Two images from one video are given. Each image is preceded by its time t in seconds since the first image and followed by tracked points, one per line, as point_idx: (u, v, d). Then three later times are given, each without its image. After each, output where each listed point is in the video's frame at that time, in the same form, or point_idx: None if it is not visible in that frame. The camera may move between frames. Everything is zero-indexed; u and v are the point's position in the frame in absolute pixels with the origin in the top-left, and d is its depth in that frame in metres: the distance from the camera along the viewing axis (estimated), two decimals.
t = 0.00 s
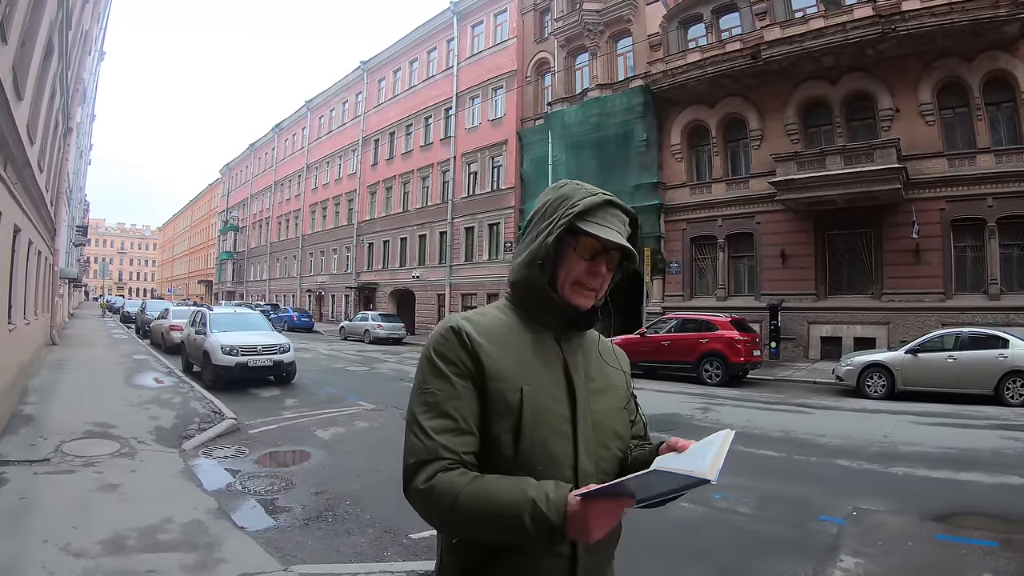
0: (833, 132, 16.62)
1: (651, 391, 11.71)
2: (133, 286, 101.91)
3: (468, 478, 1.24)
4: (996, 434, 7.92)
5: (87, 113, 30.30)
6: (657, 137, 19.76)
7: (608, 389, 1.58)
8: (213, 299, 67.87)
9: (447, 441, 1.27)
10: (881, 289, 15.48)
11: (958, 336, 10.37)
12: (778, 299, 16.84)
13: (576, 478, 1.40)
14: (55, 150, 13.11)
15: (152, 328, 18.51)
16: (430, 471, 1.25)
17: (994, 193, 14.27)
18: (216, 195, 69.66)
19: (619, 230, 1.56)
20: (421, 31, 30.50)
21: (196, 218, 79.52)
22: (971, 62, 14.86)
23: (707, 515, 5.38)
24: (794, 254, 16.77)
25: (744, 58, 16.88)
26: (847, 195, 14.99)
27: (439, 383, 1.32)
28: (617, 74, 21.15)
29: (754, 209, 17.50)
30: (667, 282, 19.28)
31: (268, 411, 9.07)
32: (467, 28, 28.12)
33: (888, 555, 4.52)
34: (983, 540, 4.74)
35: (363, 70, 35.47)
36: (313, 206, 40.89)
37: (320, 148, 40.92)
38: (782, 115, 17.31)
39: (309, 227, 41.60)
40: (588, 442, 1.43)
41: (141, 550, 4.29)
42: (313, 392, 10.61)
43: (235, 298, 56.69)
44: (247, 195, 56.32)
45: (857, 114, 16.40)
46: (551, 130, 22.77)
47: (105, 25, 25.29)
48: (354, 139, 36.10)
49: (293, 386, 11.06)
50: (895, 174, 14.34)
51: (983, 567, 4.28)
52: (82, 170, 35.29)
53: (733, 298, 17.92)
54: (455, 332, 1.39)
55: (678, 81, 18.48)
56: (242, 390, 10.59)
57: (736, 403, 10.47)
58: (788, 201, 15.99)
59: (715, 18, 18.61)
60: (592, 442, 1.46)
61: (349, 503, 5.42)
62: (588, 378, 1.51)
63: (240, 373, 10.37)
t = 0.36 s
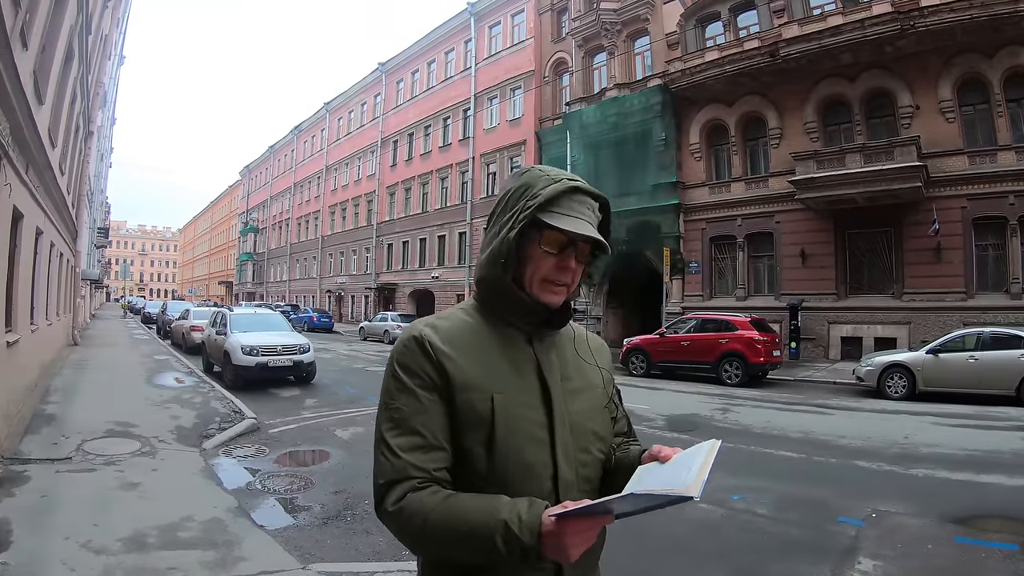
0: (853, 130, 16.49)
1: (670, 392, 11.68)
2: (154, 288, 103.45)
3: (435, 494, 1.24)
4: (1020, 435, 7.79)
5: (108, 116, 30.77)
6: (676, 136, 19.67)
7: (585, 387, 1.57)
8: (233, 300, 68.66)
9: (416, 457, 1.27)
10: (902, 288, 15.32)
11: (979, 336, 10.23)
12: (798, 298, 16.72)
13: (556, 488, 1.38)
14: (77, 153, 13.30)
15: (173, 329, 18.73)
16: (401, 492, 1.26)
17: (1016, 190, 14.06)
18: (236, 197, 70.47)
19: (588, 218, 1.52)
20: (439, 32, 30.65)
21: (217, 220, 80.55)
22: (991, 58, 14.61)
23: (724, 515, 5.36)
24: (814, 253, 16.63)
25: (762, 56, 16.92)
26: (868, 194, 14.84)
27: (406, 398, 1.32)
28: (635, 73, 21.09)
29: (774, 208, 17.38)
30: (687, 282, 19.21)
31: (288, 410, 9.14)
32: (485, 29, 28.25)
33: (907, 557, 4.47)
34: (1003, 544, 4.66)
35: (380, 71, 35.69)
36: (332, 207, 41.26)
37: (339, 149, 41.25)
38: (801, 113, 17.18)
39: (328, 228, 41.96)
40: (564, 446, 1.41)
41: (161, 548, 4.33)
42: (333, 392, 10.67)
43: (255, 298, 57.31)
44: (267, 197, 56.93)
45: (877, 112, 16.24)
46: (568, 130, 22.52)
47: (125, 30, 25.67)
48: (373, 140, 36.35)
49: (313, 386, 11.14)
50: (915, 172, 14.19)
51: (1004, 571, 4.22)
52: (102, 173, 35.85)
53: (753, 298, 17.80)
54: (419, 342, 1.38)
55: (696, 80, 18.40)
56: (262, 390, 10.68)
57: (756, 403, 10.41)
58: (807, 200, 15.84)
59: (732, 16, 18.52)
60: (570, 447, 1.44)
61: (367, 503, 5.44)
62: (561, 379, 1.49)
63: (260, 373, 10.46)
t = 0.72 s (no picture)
0: (869, 127, 16.35)
1: (685, 392, 11.64)
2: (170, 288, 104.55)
3: (396, 509, 1.27)
4: None
5: (124, 118, 31.12)
6: (691, 135, 19.63)
7: (561, 388, 1.55)
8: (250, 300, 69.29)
9: (379, 471, 1.31)
10: (918, 288, 15.17)
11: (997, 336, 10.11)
12: (814, 298, 16.63)
13: (530, 498, 1.38)
14: (93, 155, 13.42)
15: (189, 329, 18.91)
16: (365, 506, 1.29)
17: None
18: (251, 198, 71.12)
19: (546, 209, 1.50)
20: (452, 33, 30.80)
21: (233, 221, 81.38)
22: (1007, 54, 14.43)
23: (738, 516, 5.33)
24: (830, 252, 16.53)
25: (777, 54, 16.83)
26: (884, 192, 14.71)
27: (368, 412, 1.35)
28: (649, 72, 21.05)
29: (789, 207, 17.28)
30: (702, 282, 19.11)
31: (304, 410, 9.18)
32: (498, 29, 28.37)
33: (923, 559, 4.43)
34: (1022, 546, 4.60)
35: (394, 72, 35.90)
36: (347, 207, 41.57)
37: (354, 150, 41.52)
38: (815, 111, 17.08)
39: (343, 229, 42.24)
40: (536, 451, 1.41)
41: (177, 546, 4.36)
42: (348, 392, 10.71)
43: (271, 299, 57.79)
44: (282, 198, 57.46)
45: (893, 109, 16.10)
46: (583, 129, 22.67)
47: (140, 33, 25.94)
48: (388, 141, 36.60)
49: (328, 386, 11.19)
50: (931, 169, 14.05)
51: None
52: (119, 175, 36.27)
53: (769, 297, 17.71)
54: (382, 354, 1.40)
55: (711, 79, 18.32)
56: (277, 390, 10.74)
57: (771, 403, 10.36)
58: (823, 199, 15.72)
59: (746, 14, 18.44)
60: (544, 453, 1.44)
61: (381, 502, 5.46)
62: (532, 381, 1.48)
63: (276, 373, 10.52)
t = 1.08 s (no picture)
0: (882, 126, 16.23)
1: (698, 392, 11.61)
2: (183, 289, 105.58)
3: (387, 505, 1.31)
4: None
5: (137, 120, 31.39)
6: (704, 134, 19.56)
7: (563, 392, 1.52)
8: (263, 301, 69.74)
9: (374, 467, 1.35)
10: (933, 287, 15.04)
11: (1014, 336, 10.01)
12: (828, 297, 16.54)
13: (522, 504, 1.36)
14: (107, 157, 13.54)
15: (203, 329, 19.04)
16: (358, 500, 1.34)
17: None
18: (265, 199, 71.59)
19: (547, 210, 1.48)
20: (465, 33, 30.88)
21: (247, 222, 81.96)
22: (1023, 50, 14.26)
23: (749, 517, 5.31)
24: (844, 251, 16.42)
25: (790, 52, 16.73)
26: (899, 191, 14.59)
27: (366, 409, 1.39)
28: (661, 71, 21.01)
29: (803, 206, 17.18)
30: (715, 282, 19.04)
31: (318, 411, 9.22)
32: (511, 29, 28.41)
33: (938, 561, 4.39)
34: None
35: (407, 73, 36.04)
36: (360, 208, 41.76)
37: (368, 151, 41.71)
38: (829, 110, 16.99)
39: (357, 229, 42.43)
40: (532, 457, 1.39)
41: (191, 545, 4.40)
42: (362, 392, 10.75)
43: (285, 299, 58.16)
44: (296, 199, 57.78)
45: (906, 107, 15.97)
46: (596, 129, 22.69)
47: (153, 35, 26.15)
48: (401, 141, 36.77)
49: (342, 386, 11.24)
50: (945, 167, 13.93)
51: None
52: (133, 176, 36.61)
53: (783, 297, 17.62)
54: (382, 353, 1.44)
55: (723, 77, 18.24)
56: (291, 390, 10.80)
57: (785, 404, 10.31)
58: (837, 197, 15.63)
59: (758, 12, 18.35)
60: (542, 459, 1.41)
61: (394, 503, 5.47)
62: (530, 385, 1.46)
63: (290, 373, 10.58)
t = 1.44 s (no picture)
0: (895, 123, 16.10)
1: (711, 392, 11.57)
2: (196, 289, 106.46)
3: (407, 496, 1.33)
4: None
5: (150, 122, 31.67)
6: (716, 133, 19.50)
7: (588, 394, 1.51)
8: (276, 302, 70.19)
9: (397, 458, 1.37)
10: (947, 286, 14.92)
11: None
12: (842, 297, 16.46)
13: (538, 504, 1.37)
14: (121, 158, 13.67)
15: (216, 329, 19.18)
16: (379, 489, 1.36)
17: None
18: (277, 200, 72.17)
19: (578, 213, 1.47)
20: (476, 34, 30.95)
21: (260, 223, 82.57)
22: None
23: (761, 517, 5.28)
24: (857, 250, 16.32)
25: (802, 50, 16.65)
26: (912, 189, 14.49)
27: (392, 401, 1.41)
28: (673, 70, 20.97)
29: (816, 205, 17.10)
30: (728, 282, 18.97)
31: (331, 410, 9.27)
32: (522, 29, 28.45)
33: (952, 562, 4.36)
34: None
35: (418, 73, 36.17)
36: (372, 208, 41.97)
37: (380, 152, 41.91)
38: (841, 108, 16.90)
39: (369, 230, 42.61)
40: (553, 459, 1.39)
41: (204, 544, 4.43)
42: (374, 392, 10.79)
43: (299, 299, 58.56)
44: (308, 199, 58.12)
45: (918, 104, 15.84)
46: (607, 129, 22.67)
47: (165, 38, 26.37)
48: (413, 142, 36.92)
49: (355, 386, 11.29)
50: (959, 165, 13.79)
51: None
52: (146, 178, 36.94)
53: (796, 296, 17.54)
54: (411, 347, 1.45)
55: (735, 76, 18.19)
56: (304, 390, 10.86)
57: (798, 404, 10.27)
58: (850, 196, 15.54)
59: (770, 10, 18.26)
60: (561, 460, 1.41)
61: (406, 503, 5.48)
62: (555, 387, 1.45)
63: (303, 372, 10.64)
